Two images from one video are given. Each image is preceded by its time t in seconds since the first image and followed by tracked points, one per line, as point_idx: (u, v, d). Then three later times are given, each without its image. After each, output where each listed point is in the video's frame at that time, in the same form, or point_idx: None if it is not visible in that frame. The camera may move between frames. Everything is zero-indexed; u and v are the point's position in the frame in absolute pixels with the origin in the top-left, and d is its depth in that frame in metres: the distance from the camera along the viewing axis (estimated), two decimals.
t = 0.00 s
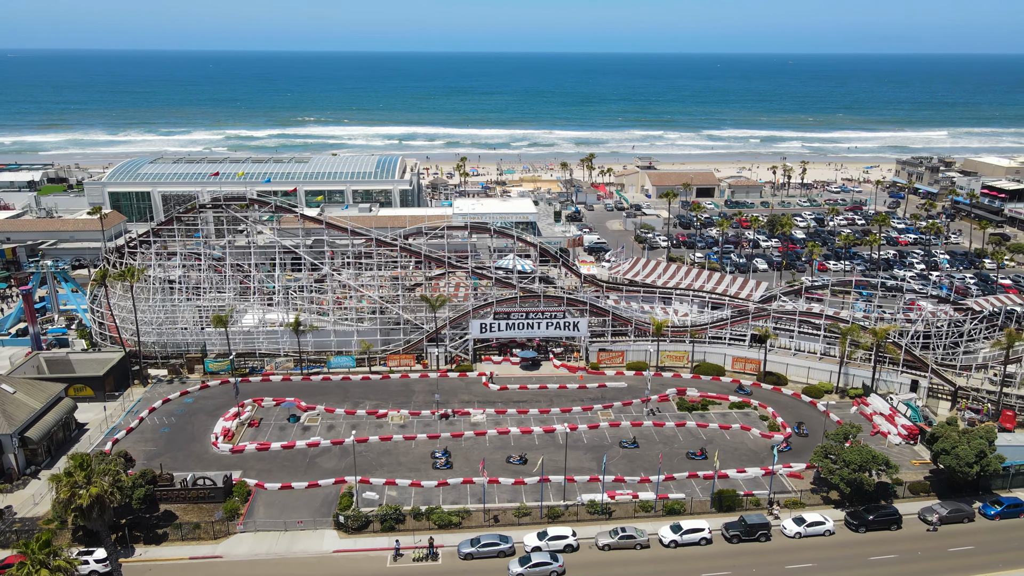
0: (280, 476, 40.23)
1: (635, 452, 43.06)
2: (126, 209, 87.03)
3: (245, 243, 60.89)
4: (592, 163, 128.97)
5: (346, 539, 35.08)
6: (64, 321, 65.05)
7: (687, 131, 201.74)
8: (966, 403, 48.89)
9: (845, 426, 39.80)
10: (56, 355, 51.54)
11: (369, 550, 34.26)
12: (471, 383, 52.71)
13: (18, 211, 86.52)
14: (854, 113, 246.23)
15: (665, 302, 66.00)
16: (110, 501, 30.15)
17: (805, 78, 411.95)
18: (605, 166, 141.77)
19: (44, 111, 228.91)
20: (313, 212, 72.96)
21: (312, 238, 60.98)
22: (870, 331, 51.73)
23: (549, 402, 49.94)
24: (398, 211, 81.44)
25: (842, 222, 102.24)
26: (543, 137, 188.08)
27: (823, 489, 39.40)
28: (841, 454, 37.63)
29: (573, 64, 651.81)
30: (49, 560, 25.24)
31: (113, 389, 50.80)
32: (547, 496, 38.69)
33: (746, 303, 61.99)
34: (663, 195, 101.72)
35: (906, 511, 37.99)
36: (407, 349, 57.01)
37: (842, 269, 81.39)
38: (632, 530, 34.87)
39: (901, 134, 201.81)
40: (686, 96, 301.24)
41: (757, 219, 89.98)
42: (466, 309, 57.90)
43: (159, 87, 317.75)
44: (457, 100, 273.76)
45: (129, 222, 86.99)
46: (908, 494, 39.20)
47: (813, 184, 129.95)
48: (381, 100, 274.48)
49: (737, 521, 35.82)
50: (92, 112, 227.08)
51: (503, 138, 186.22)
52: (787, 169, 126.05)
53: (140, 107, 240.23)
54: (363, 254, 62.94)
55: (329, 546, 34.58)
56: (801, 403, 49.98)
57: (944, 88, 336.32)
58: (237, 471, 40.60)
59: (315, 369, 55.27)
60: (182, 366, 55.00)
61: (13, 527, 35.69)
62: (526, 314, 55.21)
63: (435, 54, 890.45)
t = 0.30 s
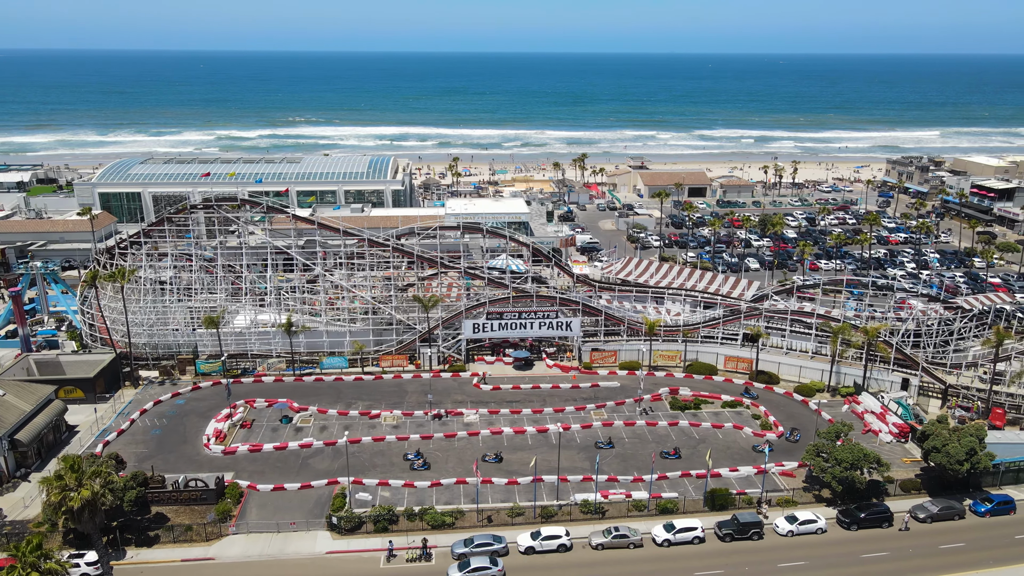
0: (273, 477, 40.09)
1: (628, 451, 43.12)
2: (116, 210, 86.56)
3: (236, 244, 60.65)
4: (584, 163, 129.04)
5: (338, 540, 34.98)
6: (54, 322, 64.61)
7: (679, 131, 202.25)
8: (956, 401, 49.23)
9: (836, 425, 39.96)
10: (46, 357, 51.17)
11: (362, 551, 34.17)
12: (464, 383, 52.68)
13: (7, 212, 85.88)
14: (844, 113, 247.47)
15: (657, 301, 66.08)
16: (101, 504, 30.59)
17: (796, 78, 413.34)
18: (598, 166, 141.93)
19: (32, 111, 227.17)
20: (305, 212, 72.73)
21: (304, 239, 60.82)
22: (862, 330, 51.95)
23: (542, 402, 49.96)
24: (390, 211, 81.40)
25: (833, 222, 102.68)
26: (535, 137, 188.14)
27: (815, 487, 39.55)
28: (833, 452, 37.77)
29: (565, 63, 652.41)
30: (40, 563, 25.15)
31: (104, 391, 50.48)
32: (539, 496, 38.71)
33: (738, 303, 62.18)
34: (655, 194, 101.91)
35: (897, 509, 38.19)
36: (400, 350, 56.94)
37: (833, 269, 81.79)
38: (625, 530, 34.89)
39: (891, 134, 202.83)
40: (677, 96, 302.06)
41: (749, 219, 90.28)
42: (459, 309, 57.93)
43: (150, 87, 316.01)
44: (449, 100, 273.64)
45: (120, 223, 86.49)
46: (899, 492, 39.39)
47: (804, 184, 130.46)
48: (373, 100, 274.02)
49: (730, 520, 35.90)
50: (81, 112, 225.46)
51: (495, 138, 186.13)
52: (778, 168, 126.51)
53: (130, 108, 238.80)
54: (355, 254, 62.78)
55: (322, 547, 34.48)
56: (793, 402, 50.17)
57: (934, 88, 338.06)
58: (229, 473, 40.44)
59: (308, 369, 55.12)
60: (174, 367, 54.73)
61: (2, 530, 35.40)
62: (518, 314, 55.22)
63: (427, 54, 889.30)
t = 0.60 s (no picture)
0: (265, 478, 39.93)
1: (621, 450, 43.21)
2: (106, 211, 86.11)
3: (227, 245, 60.37)
4: (576, 163, 129.22)
5: (331, 542, 34.89)
6: (44, 324, 64.21)
7: (670, 130, 202.76)
8: (946, 399, 49.57)
9: (828, 423, 40.15)
10: (35, 359, 50.85)
11: (355, 553, 34.09)
12: (456, 383, 52.63)
13: None
14: (834, 113, 248.76)
15: (650, 301, 66.22)
16: (93, 506, 30.40)
17: (786, 78, 415.06)
18: (590, 166, 142.14)
19: (21, 112, 225.53)
20: (297, 213, 72.52)
21: (296, 239, 60.66)
22: (852, 329, 52.21)
23: (535, 401, 49.97)
24: (382, 212, 81.31)
25: (824, 221, 103.17)
26: (527, 137, 188.23)
27: (807, 485, 39.74)
28: (825, 450, 37.97)
29: (558, 63, 652.57)
30: (30, 566, 24.98)
31: (94, 393, 50.19)
32: (532, 496, 38.73)
33: (730, 302, 62.39)
34: (647, 194, 102.14)
35: (889, 506, 38.41)
36: (392, 350, 56.83)
37: (824, 268, 82.15)
38: (619, 529, 34.95)
39: (881, 133, 203.94)
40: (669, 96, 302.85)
41: (740, 218, 90.62)
42: (451, 309, 57.88)
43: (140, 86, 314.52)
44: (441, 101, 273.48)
45: (110, 224, 86.04)
46: (891, 489, 39.61)
47: (795, 183, 131.05)
48: (364, 100, 273.65)
49: (723, 519, 36.01)
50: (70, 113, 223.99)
51: (487, 138, 186.10)
52: (769, 168, 127.00)
53: (120, 108, 237.40)
54: (347, 255, 62.64)
55: (315, 548, 34.38)
56: (785, 401, 50.38)
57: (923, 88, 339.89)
58: (221, 475, 40.26)
59: (300, 370, 54.97)
60: (165, 369, 54.52)
61: None
62: (511, 314, 55.22)
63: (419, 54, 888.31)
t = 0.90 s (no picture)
0: (256, 480, 39.78)
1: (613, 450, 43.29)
2: (95, 212, 85.60)
3: (218, 246, 60.03)
4: (567, 163, 129.33)
5: (324, 543, 34.79)
6: (32, 326, 63.73)
7: (661, 130, 203.30)
8: (936, 397, 49.94)
9: (819, 422, 40.32)
10: (24, 361, 50.48)
11: (348, 554, 34.00)
12: (449, 383, 52.58)
13: None
14: (824, 113, 250.04)
15: (641, 300, 66.35)
16: (84, 508, 30.23)
17: (776, 78, 417.04)
18: (581, 166, 142.34)
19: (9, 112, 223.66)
20: (288, 213, 72.28)
21: (287, 240, 60.39)
22: (843, 328, 52.47)
23: (527, 401, 49.99)
24: (373, 212, 81.15)
25: (814, 220, 103.70)
26: (519, 137, 188.27)
27: (798, 483, 39.92)
28: (816, 449, 38.15)
29: (548, 62, 653.72)
30: (19, 569, 24.82)
31: (84, 395, 49.87)
32: (525, 496, 38.75)
33: (721, 301, 62.59)
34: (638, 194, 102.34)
35: (879, 504, 38.65)
36: (384, 350, 56.70)
37: (815, 267, 82.54)
38: (611, 528, 35.02)
39: (871, 133, 205.22)
40: (660, 96, 303.76)
41: (731, 218, 90.96)
42: (443, 309, 57.79)
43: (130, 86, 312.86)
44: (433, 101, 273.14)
45: (99, 225, 85.52)
46: (881, 487, 39.83)
47: (785, 183, 131.67)
48: (355, 100, 273.11)
49: (715, 517, 36.10)
50: (58, 113, 222.34)
51: (478, 138, 186.04)
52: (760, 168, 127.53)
53: (109, 108, 235.77)
54: (338, 255, 62.44)
55: (307, 550, 34.27)
56: (777, 400, 50.59)
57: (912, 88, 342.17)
58: (212, 476, 40.09)
59: (292, 371, 54.81)
60: (155, 370, 54.24)
61: None
62: (503, 314, 55.22)
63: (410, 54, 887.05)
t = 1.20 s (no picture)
0: (248, 482, 39.64)
1: (605, 449, 43.34)
2: (85, 213, 85.19)
3: (209, 247, 59.77)
4: (559, 163, 129.43)
5: (316, 544, 34.70)
6: (21, 327, 63.31)
7: (653, 130, 203.84)
8: (926, 395, 50.26)
9: (810, 420, 40.48)
10: (13, 363, 50.13)
11: (340, 555, 33.93)
12: (441, 384, 52.54)
13: None
14: (814, 113, 251.27)
15: (633, 300, 66.50)
16: (74, 510, 30.16)
17: (767, 79, 418.87)
18: (573, 166, 142.57)
19: None
20: (279, 213, 72.02)
21: (278, 241, 60.12)
22: (834, 327, 52.72)
23: (520, 401, 50.02)
24: (365, 212, 81.05)
25: (805, 220, 104.23)
26: (510, 137, 188.34)
27: (790, 482, 40.09)
28: (808, 447, 38.32)
29: (539, 62, 653.92)
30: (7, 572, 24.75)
31: (73, 397, 49.58)
32: (518, 496, 38.77)
33: (713, 301, 62.81)
34: (630, 194, 102.55)
35: (870, 502, 38.85)
36: (376, 351, 56.58)
37: (805, 266, 82.98)
38: (604, 528, 35.08)
39: (861, 133, 206.38)
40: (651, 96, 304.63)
41: (723, 218, 91.31)
42: (435, 310, 57.74)
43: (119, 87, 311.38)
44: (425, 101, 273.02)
45: (88, 226, 85.05)
46: (872, 485, 40.04)
47: (776, 182, 132.28)
48: (347, 100, 272.63)
49: (707, 516, 36.24)
50: (47, 114, 220.91)
51: (470, 138, 185.98)
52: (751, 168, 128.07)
53: (99, 109, 234.38)
54: (330, 256, 62.25)
55: (299, 551, 34.18)
56: (768, 399, 50.80)
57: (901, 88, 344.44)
58: (203, 478, 39.89)
59: (283, 373, 54.64)
60: (145, 372, 53.95)
61: None
62: (495, 314, 55.23)
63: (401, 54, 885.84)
